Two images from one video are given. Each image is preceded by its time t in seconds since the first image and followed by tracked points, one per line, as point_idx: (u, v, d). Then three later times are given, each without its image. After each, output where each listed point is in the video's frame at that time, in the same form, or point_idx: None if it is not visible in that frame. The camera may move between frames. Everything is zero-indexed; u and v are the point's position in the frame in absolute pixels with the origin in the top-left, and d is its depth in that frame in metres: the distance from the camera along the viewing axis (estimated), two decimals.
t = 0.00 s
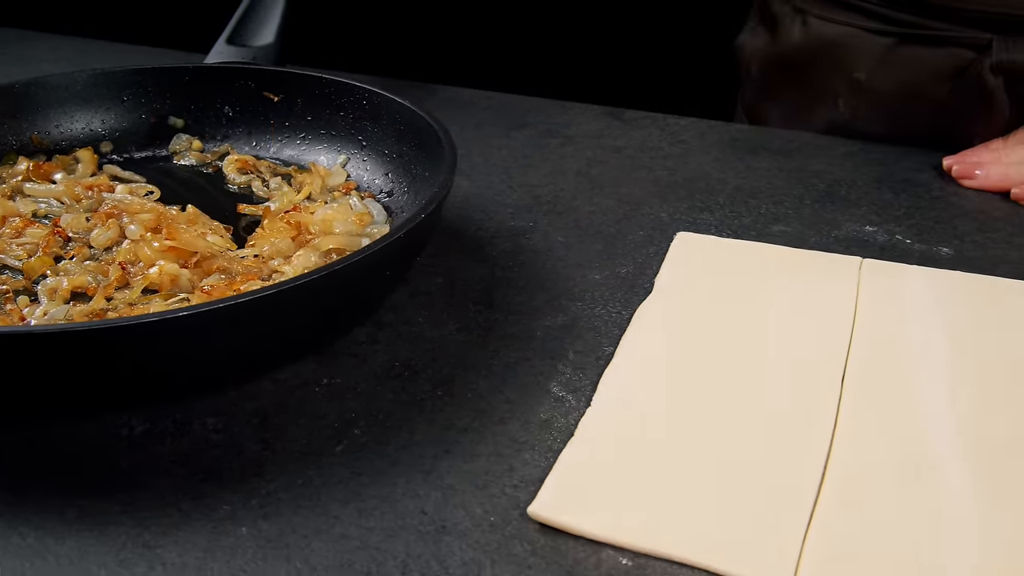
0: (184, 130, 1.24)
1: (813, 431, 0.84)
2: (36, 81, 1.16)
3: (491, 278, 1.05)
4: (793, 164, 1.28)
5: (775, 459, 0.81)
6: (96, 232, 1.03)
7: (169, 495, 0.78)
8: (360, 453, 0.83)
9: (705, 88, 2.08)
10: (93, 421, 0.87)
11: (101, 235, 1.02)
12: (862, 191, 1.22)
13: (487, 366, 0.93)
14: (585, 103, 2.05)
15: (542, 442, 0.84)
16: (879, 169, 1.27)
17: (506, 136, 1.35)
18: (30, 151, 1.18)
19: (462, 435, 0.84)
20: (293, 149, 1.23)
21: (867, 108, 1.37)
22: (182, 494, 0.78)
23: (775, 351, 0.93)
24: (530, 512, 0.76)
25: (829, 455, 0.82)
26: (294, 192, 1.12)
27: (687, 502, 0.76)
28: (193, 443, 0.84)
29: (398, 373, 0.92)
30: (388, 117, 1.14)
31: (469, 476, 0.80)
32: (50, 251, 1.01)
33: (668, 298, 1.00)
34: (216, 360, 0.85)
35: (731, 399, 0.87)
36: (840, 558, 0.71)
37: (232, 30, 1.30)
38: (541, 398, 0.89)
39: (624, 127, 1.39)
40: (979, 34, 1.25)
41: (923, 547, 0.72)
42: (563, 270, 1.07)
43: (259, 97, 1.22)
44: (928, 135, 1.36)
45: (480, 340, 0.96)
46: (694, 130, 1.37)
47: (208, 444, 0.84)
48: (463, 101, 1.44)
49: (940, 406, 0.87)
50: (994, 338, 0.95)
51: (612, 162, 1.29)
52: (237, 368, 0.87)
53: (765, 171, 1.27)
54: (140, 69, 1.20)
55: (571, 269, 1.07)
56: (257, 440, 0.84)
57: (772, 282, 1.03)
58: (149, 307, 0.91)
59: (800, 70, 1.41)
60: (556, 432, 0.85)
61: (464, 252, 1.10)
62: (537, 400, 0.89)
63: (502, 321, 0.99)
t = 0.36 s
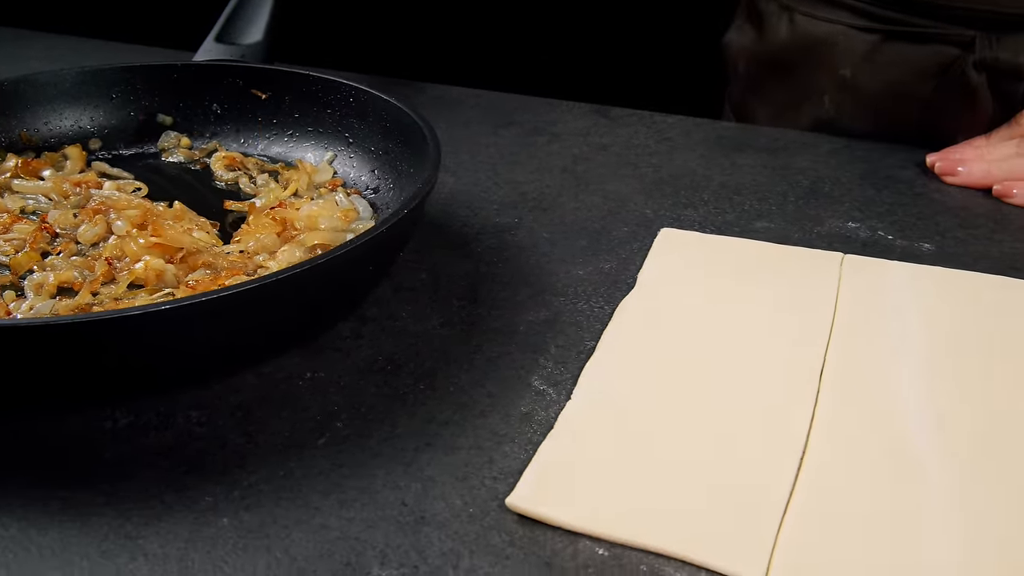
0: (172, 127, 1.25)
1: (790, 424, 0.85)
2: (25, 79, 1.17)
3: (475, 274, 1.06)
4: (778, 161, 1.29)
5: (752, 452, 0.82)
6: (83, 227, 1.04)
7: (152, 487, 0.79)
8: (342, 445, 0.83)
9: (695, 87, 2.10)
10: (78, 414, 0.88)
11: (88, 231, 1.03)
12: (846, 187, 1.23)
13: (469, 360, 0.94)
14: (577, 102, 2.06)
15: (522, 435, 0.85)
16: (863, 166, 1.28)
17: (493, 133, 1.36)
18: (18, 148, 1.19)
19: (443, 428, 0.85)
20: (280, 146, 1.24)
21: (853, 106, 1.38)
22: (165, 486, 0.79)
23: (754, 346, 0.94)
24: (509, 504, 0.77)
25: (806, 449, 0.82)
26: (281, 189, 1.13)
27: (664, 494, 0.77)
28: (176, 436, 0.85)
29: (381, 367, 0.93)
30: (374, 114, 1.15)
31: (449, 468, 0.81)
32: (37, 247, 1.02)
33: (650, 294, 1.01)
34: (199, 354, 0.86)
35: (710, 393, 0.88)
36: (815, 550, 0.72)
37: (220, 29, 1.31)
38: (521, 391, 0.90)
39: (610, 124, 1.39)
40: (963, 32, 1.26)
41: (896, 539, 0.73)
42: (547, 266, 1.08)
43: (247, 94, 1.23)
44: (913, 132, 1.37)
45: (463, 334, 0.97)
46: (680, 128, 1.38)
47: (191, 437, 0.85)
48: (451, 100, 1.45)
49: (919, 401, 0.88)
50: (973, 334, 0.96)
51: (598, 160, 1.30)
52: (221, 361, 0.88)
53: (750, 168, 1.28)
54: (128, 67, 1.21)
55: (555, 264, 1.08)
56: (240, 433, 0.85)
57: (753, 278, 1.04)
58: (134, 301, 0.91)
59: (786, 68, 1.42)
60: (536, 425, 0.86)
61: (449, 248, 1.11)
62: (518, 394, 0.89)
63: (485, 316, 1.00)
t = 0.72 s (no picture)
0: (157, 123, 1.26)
1: (761, 414, 0.86)
2: (10, 75, 1.18)
3: (455, 268, 1.08)
4: (759, 156, 1.30)
5: (722, 442, 0.83)
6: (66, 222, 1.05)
7: (129, 476, 0.80)
8: (319, 435, 0.85)
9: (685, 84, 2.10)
10: (58, 405, 0.89)
11: (71, 225, 1.04)
12: (824, 182, 1.24)
13: (446, 352, 0.95)
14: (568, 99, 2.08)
15: (497, 425, 0.86)
16: (842, 161, 1.29)
17: (477, 130, 1.37)
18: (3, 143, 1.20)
19: (418, 418, 0.86)
20: (264, 142, 1.25)
21: (835, 99, 1.40)
22: (142, 475, 0.80)
23: (728, 338, 0.95)
24: (480, 492, 0.78)
25: (776, 440, 0.84)
26: (264, 185, 1.14)
27: (633, 483, 0.78)
28: (155, 426, 0.86)
29: (359, 358, 0.94)
30: (357, 110, 1.16)
31: (424, 457, 0.82)
32: (20, 241, 1.03)
33: (627, 287, 1.02)
34: (178, 345, 0.87)
35: (682, 384, 0.89)
36: (779, 540, 0.73)
37: (206, 26, 1.33)
38: (497, 382, 0.91)
39: (594, 120, 1.41)
40: (942, 29, 1.27)
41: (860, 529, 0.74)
42: (526, 260, 1.09)
43: (232, 90, 1.24)
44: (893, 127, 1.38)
45: (441, 327, 0.98)
46: (663, 124, 1.39)
47: (169, 427, 0.86)
48: (435, 97, 1.46)
49: (889, 391, 0.89)
50: (945, 325, 0.97)
51: (581, 155, 1.31)
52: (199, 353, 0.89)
53: (731, 163, 1.29)
54: (113, 63, 1.22)
55: (534, 258, 1.09)
56: (218, 423, 0.86)
57: (730, 270, 1.05)
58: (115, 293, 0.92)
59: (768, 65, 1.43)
60: (510, 416, 0.87)
61: (430, 243, 1.12)
62: (493, 385, 0.90)
63: (464, 309, 1.01)
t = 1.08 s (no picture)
0: (145, 120, 1.26)
1: (737, 406, 0.87)
2: None
3: (439, 262, 1.08)
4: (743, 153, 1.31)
5: (698, 433, 0.84)
6: (52, 217, 1.06)
7: (111, 468, 0.81)
8: (299, 427, 0.85)
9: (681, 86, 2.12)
10: (41, 399, 0.90)
11: (57, 220, 1.05)
12: (807, 178, 1.25)
13: (428, 345, 0.96)
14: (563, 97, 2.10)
15: (476, 417, 0.87)
16: (826, 158, 1.30)
17: (464, 127, 1.38)
18: None
19: (398, 411, 0.87)
20: (251, 138, 1.26)
21: (816, 97, 1.42)
22: (124, 466, 0.81)
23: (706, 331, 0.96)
24: (457, 482, 0.79)
25: (752, 431, 0.85)
26: (249, 180, 1.15)
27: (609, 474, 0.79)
28: (138, 419, 0.87)
29: (341, 352, 0.95)
30: (343, 107, 1.17)
31: (403, 448, 0.83)
32: (6, 236, 1.03)
33: (608, 281, 1.03)
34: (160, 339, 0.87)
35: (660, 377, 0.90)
36: (752, 530, 0.74)
37: (194, 23, 1.34)
38: (478, 375, 0.92)
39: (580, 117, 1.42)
40: (924, 28, 1.27)
41: (833, 518, 0.75)
42: (510, 255, 1.10)
43: (219, 87, 1.25)
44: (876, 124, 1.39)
45: (424, 321, 0.99)
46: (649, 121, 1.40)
47: (152, 419, 0.86)
48: (422, 94, 1.47)
49: (865, 383, 0.90)
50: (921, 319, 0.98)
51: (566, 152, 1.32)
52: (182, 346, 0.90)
53: (715, 159, 1.30)
54: (99, 60, 1.23)
55: (517, 253, 1.10)
56: (200, 415, 0.87)
57: (710, 263, 1.06)
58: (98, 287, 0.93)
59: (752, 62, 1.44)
60: (489, 408, 0.88)
61: (414, 238, 1.13)
62: (474, 378, 0.91)
63: (446, 303, 1.02)
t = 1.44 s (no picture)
0: (130, 116, 1.27)
1: (710, 397, 0.88)
2: None
3: (419, 256, 1.10)
4: (724, 148, 1.32)
5: (670, 423, 0.85)
6: (36, 212, 1.07)
7: (90, 457, 0.82)
8: (277, 418, 0.87)
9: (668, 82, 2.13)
10: (22, 390, 0.91)
11: (41, 215, 1.06)
12: (787, 173, 1.26)
13: (406, 338, 0.97)
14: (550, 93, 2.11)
15: (451, 407, 0.88)
16: (807, 153, 1.31)
17: (448, 123, 1.39)
18: None
19: (375, 401, 0.89)
20: (236, 134, 1.27)
21: (797, 96, 1.42)
22: (102, 456, 0.82)
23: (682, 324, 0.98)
24: (431, 471, 0.80)
25: (724, 422, 0.86)
26: (232, 176, 1.16)
27: (580, 462, 0.80)
28: (117, 409, 0.88)
29: (320, 344, 0.96)
30: (326, 103, 1.18)
31: (378, 438, 0.84)
32: None
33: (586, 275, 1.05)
34: (139, 331, 0.88)
35: (633, 369, 0.91)
36: (720, 518, 0.75)
37: (180, 20, 1.35)
38: (455, 366, 0.93)
39: (564, 114, 1.43)
40: (902, 28, 1.28)
41: (800, 507, 0.76)
42: (490, 248, 1.11)
43: (204, 84, 1.26)
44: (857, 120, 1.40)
45: (403, 313, 1.00)
46: (631, 117, 1.42)
47: (131, 410, 0.88)
48: (407, 91, 1.48)
49: (837, 375, 0.91)
50: (895, 311, 0.99)
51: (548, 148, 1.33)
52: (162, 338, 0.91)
53: (696, 155, 1.31)
54: (86, 57, 1.24)
55: (497, 247, 1.11)
56: (179, 406, 0.88)
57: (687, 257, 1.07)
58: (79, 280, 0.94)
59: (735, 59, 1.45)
60: (465, 399, 0.89)
61: (396, 232, 1.14)
62: (451, 369, 0.92)
63: (426, 296, 1.03)
